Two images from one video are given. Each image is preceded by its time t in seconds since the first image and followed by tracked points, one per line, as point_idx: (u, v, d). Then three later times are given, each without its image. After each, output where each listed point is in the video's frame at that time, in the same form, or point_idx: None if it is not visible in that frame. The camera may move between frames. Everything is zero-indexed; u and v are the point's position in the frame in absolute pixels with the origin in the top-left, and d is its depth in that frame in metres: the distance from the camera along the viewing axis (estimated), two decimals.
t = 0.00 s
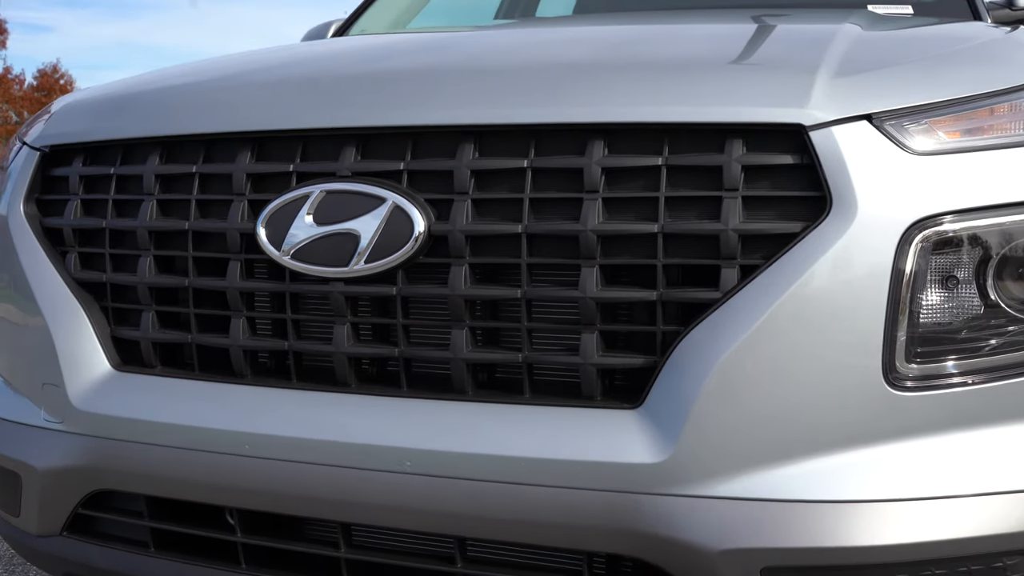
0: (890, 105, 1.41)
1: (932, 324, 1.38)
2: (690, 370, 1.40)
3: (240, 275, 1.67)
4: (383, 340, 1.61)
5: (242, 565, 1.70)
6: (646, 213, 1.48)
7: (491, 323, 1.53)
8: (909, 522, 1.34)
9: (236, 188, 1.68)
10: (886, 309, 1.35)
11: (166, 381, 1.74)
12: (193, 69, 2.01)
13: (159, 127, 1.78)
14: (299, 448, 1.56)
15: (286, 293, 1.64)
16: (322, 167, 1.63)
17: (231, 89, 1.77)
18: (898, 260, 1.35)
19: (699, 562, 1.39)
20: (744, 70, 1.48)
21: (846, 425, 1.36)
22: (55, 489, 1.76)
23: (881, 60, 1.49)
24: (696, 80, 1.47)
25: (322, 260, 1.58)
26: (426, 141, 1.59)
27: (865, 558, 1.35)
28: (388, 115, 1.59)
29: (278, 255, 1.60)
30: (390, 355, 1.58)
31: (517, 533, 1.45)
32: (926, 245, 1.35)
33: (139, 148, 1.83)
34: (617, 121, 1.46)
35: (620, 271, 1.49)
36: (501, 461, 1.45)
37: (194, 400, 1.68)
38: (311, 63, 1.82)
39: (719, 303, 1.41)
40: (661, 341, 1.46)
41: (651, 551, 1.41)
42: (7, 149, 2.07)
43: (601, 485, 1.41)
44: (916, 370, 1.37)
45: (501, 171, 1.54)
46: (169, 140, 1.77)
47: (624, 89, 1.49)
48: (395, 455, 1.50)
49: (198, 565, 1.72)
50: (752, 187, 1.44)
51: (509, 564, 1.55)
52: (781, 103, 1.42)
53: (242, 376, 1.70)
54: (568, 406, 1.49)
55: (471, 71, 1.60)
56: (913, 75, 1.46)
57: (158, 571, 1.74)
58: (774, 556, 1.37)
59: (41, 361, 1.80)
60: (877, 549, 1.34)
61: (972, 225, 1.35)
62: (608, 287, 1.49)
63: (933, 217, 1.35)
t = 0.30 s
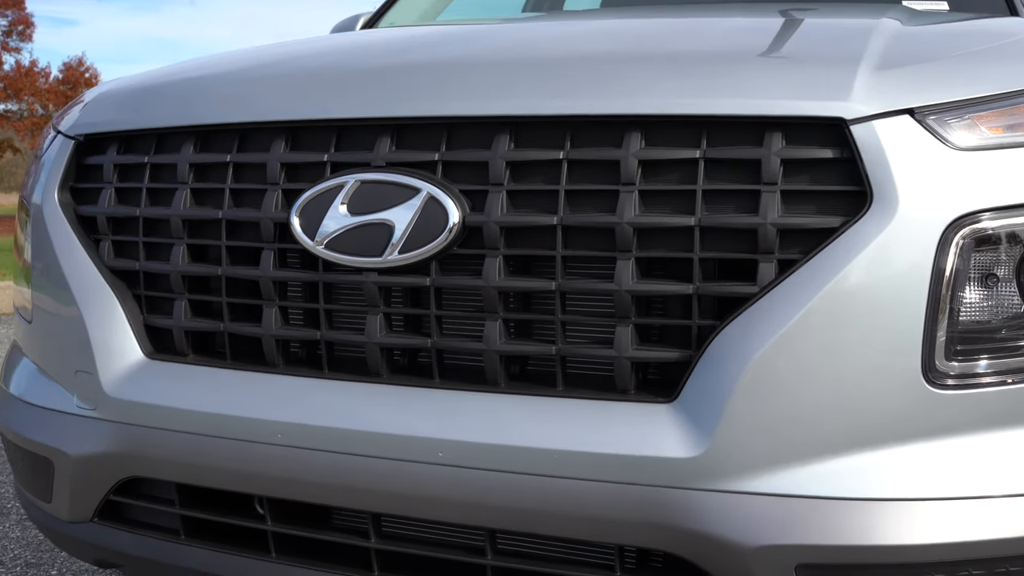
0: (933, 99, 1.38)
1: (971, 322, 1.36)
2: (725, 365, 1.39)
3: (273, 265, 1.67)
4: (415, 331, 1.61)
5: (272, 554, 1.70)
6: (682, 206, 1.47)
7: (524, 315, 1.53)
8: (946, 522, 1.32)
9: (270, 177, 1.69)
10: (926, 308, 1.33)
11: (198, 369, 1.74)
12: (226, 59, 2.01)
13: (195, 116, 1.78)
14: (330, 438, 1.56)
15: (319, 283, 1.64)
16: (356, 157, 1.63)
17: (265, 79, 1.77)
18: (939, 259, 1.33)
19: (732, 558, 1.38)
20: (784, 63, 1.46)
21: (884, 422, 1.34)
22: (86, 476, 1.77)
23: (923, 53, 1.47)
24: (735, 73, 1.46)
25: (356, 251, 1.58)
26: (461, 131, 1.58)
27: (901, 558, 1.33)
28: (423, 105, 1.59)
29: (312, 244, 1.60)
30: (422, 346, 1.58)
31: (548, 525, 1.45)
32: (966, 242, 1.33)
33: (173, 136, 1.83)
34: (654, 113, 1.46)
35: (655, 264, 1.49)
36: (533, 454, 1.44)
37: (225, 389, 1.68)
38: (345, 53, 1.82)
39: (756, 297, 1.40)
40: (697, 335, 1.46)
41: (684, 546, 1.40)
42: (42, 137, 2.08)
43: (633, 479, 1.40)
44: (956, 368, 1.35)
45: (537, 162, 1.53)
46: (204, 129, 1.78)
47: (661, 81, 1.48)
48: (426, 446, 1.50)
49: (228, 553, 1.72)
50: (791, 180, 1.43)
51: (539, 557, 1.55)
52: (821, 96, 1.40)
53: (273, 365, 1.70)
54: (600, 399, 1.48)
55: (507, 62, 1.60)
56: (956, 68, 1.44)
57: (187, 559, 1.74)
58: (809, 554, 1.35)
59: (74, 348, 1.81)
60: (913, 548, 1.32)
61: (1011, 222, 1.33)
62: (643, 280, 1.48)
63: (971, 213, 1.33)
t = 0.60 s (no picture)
0: (961, 91, 1.37)
1: (998, 317, 1.34)
2: (748, 359, 1.38)
3: (295, 257, 1.68)
4: (436, 324, 1.61)
5: (292, 545, 1.70)
6: (706, 199, 1.46)
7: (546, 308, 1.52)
8: (972, 518, 1.31)
9: (292, 170, 1.69)
10: (951, 303, 1.32)
11: (220, 361, 1.75)
12: (248, 52, 2.02)
13: (217, 108, 1.79)
14: (351, 430, 1.57)
15: (341, 275, 1.64)
16: (379, 150, 1.63)
17: (288, 71, 1.77)
18: (965, 254, 1.32)
19: (754, 553, 1.37)
20: (810, 55, 1.45)
21: (908, 418, 1.34)
22: (108, 466, 1.78)
23: (951, 44, 1.46)
24: (759, 66, 1.45)
25: (377, 243, 1.58)
26: (484, 124, 1.58)
27: (924, 553, 1.32)
28: (446, 98, 1.58)
29: (333, 237, 1.60)
30: (444, 339, 1.58)
31: (569, 519, 1.44)
32: (991, 237, 1.32)
33: (196, 128, 1.84)
34: (678, 106, 1.45)
35: (679, 258, 1.48)
36: (555, 447, 1.44)
37: (246, 381, 1.69)
38: (367, 45, 1.82)
39: (780, 291, 1.39)
40: (720, 329, 1.45)
41: (705, 541, 1.39)
42: (64, 128, 2.09)
43: (655, 474, 1.40)
44: (982, 362, 1.34)
45: (560, 155, 1.53)
46: (226, 121, 1.79)
47: (686, 74, 1.47)
48: (448, 439, 1.50)
49: (248, 543, 1.72)
50: (816, 173, 1.42)
51: (560, 550, 1.54)
52: (847, 89, 1.39)
53: (295, 358, 1.70)
54: (622, 393, 1.48)
55: (530, 54, 1.59)
56: (985, 60, 1.42)
57: (207, 549, 1.75)
58: (832, 549, 1.35)
59: (96, 339, 1.82)
60: (936, 544, 1.32)
61: None
62: (666, 274, 1.47)
63: (997, 208, 1.32)
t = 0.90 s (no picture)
0: (969, 92, 1.37)
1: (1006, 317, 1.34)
2: (756, 361, 1.38)
3: (302, 258, 1.68)
4: (444, 325, 1.62)
5: (299, 546, 1.70)
6: (713, 200, 1.46)
7: (553, 309, 1.52)
8: (980, 519, 1.31)
9: (299, 171, 1.69)
10: (959, 303, 1.32)
11: (227, 361, 1.75)
12: (254, 52, 2.02)
13: (224, 109, 1.79)
14: (358, 431, 1.57)
15: (348, 276, 1.64)
16: (386, 150, 1.63)
17: (294, 72, 1.78)
18: (973, 254, 1.32)
19: (762, 554, 1.37)
20: (818, 55, 1.45)
21: (917, 418, 1.33)
22: (115, 467, 1.78)
23: (958, 44, 1.45)
24: (767, 66, 1.45)
25: (385, 244, 1.59)
26: (491, 125, 1.58)
27: (932, 554, 1.32)
28: (453, 98, 1.58)
29: (341, 238, 1.61)
30: (451, 339, 1.58)
31: (576, 520, 1.44)
32: (1000, 238, 1.32)
33: (202, 129, 1.84)
34: (685, 107, 1.45)
35: (686, 258, 1.48)
36: (562, 447, 1.44)
37: (253, 382, 1.69)
38: (373, 46, 1.82)
39: (788, 292, 1.39)
40: (727, 330, 1.45)
41: (713, 542, 1.39)
42: (71, 129, 2.09)
43: (663, 474, 1.40)
44: (991, 363, 1.33)
45: (567, 156, 1.53)
46: (233, 122, 1.79)
47: (693, 74, 1.47)
48: (455, 440, 1.50)
49: (255, 544, 1.73)
50: (824, 174, 1.42)
51: (566, 551, 1.55)
52: (855, 89, 1.39)
53: (302, 358, 1.71)
54: (630, 393, 1.48)
55: (537, 55, 1.59)
56: (992, 59, 1.42)
57: (214, 550, 1.75)
58: (840, 550, 1.35)
59: (103, 340, 1.82)
60: (943, 545, 1.31)
61: None
62: (673, 274, 1.47)
63: (1006, 208, 1.31)
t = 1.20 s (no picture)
0: (977, 95, 1.36)
1: (1014, 321, 1.34)
2: (762, 364, 1.38)
3: (309, 261, 1.68)
4: (450, 328, 1.62)
5: (305, 548, 1.70)
6: (720, 203, 1.46)
7: (559, 312, 1.52)
8: (986, 524, 1.31)
9: (307, 173, 1.70)
10: (967, 307, 1.32)
11: (234, 364, 1.75)
12: (263, 55, 2.02)
13: (232, 112, 1.79)
14: (364, 433, 1.57)
15: (355, 279, 1.65)
16: (393, 153, 1.64)
17: (302, 75, 1.78)
18: (982, 257, 1.31)
19: (769, 557, 1.37)
20: (826, 58, 1.45)
21: (925, 422, 1.33)
22: (122, 468, 1.78)
23: (967, 47, 1.45)
24: (774, 69, 1.45)
25: (391, 247, 1.59)
26: (498, 128, 1.59)
27: (939, 559, 1.32)
28: (460, 101, 1.59)
29: (348, 240, 1.61)
30: (457, 342, 1.58)
31: (582, 523, 1.44)
32: (1008, 241, 1.31)
33: (210, 132, 1.85)
34: (692, 110, 1.45)
35: (693, 262, 1.48)
36: (569, 451, 1.44)
37: (260, 384, 1.69)
38: (381, 49, 1.82)
39: (795, 295, 1.39)
40: (734, 333, 1.45)
41: (718, 545, 1.39)
42: (80, 132, 2.10)
43: (668, 478, 1.40)
44: (998, 367, 1.33)
45: (574, 159, 1.53)
46: (241, 125, 1.79)
47: (700, 77, 1.47)
48: (461, 442, 1.50)
49: (261, 547, 1.73)
50: (831, 177, 1.42)
51: (573, 554, 1.54)
52: (862, 92, 1.39)
53: (309, 361, 1.71)
54: (636, 396, 1.48)
55: (544, 58, 1.59)
56: (1001, 62, 1.41)
57: (220, 552, 1.75)
58: (847, 554, 1.34)
59: (111, 342, 1.83)
60: (951, 549, 1.31)
61: None
62: (680, 277, 1.47)
63: (1015, 212, 1.31)
